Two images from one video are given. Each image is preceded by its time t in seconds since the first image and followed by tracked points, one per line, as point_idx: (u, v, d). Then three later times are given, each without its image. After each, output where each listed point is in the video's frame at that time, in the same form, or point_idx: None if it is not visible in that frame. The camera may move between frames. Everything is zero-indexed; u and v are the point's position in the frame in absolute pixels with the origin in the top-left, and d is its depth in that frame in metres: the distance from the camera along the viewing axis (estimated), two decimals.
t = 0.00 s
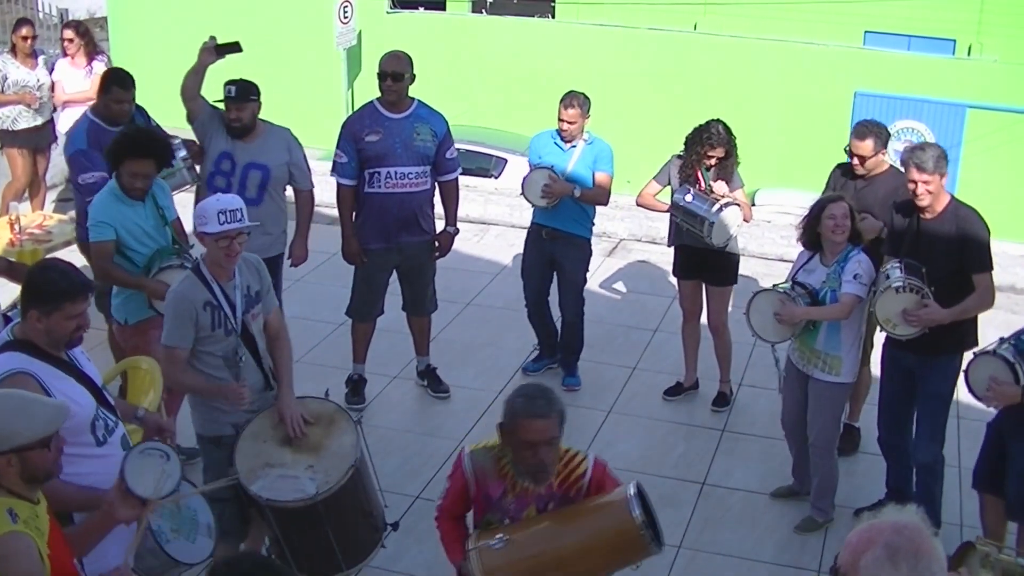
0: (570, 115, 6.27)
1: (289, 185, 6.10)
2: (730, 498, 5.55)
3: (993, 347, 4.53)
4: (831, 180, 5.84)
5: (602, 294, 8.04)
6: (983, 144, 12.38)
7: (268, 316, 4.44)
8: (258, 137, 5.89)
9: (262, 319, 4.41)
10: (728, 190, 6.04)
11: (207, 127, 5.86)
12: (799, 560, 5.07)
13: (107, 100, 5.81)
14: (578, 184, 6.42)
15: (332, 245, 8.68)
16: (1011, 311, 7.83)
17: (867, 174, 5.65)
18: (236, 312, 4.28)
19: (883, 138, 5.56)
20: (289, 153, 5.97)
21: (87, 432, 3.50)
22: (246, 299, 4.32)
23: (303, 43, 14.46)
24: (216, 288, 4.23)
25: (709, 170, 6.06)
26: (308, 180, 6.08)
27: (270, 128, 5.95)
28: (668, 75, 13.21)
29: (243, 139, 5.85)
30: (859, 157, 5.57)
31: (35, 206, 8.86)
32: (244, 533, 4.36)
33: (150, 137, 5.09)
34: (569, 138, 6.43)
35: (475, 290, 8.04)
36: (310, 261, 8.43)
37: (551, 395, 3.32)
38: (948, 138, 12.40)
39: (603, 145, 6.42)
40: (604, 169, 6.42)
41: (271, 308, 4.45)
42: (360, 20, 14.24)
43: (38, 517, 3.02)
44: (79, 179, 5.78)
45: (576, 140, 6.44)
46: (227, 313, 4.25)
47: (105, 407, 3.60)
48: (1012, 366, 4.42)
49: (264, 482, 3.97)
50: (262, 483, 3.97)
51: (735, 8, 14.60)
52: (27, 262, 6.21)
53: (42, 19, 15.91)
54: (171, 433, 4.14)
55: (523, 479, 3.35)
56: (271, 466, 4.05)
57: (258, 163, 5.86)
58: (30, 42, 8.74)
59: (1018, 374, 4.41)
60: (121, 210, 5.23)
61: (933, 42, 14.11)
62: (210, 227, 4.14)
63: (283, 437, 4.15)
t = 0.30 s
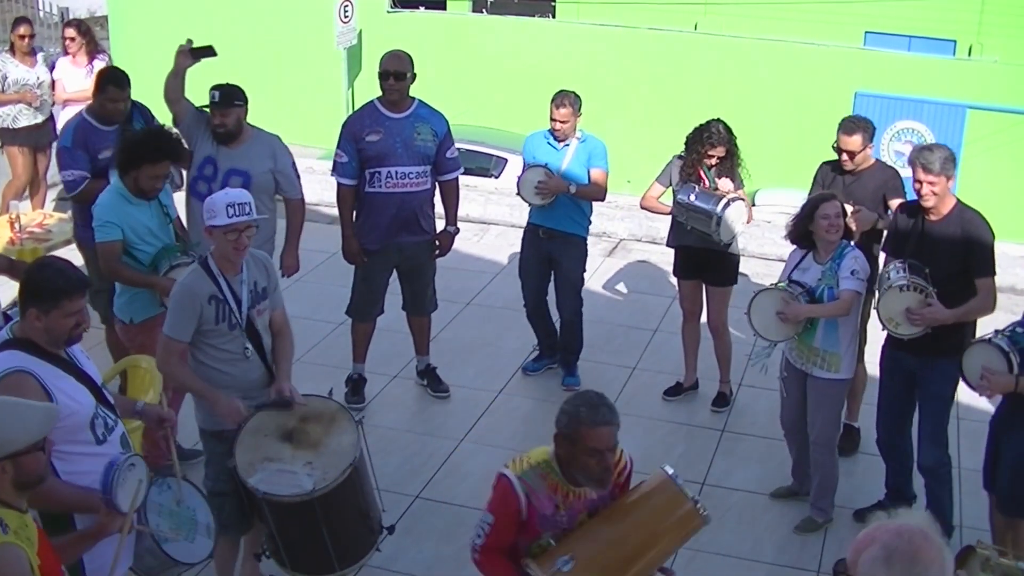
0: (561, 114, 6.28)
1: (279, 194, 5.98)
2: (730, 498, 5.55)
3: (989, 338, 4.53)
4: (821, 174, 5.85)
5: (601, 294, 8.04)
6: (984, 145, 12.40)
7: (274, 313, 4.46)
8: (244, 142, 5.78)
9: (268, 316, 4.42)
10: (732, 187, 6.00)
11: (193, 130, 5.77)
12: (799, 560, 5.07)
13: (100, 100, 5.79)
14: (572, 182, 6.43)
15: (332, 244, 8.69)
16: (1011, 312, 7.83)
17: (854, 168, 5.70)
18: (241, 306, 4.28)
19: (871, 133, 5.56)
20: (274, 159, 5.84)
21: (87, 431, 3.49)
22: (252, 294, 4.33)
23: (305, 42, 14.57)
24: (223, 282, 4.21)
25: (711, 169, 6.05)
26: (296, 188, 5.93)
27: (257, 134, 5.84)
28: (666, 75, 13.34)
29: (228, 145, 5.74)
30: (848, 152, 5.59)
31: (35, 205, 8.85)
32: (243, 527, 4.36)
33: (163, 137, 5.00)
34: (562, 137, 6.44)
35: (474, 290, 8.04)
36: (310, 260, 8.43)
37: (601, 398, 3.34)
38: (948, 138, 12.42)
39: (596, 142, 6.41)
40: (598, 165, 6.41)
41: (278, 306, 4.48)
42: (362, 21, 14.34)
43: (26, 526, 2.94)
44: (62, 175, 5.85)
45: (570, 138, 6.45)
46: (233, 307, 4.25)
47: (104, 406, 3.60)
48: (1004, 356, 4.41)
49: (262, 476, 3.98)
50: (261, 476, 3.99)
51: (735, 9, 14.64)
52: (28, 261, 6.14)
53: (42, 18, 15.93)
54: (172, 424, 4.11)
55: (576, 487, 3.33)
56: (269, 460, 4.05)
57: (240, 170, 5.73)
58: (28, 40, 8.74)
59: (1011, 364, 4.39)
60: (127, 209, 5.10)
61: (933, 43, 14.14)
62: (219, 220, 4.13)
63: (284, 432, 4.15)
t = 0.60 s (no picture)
0: (560, 113, 6.29)
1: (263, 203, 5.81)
2: (729, 499, 5.55)
3: (985, 332, 4.52)
4: (810, 173, 5.86)
5: (601, 294, 8.03)
6: (984, 146, 12.41)
7: (276, 311, 4.45)
8: (233, 145, 5.63)
9: (270, 313, 4.42)
10: (736, 184, 6.00)
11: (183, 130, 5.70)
12: (798, 561, 5.06)
13: (101, 95, 5.81)
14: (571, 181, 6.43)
15: (331, 244, 8.69)
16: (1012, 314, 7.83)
17: (845, 166, 5.68)
18: (243, 303, 4.27)
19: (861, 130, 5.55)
20: (259, 165, 5.68)
21: (84, 430, 3.49)
22: (253, 292, 4.32)
23: (306, 42, 14.59)
24: (225, 279, 4.22)
25: (713, 167, 6.04)
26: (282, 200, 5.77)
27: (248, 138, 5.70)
28: (667, 75, 13.35)
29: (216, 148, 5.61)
30: (839, 149, 5.57)
31: (34, 203, 8.84)
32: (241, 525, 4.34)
33: (168, 140, 4.95)
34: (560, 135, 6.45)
35: (474, 289, 8.03)
36: (309, 259, 8.43)
37: (616, 390, 3.36)
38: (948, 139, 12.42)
39: (594, 141, 6.42)
40: (597, 164, 6.43)
41: (279, 303, 4.46)
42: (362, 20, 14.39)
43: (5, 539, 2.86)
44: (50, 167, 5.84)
45: (568, 137, 6.46)
46: (234, 304, 4.25)
47: (101, 404, 3.59)
48: (999, 349, 4.41)
49: (262, 475, 3.98)
50: (261, 476, 3.98)
51: (736, 9, 14.66)
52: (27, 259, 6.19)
53: (43, 17, 15.93)
54: (172, 418, 4.18)
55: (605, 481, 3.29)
56: (270, 459, 4.06)
57: (222, 173, 5.59)
58: (27, 38, 8.75)
59: (1007, 357, 4.39)
60: (131, 208, 5.10)
61: (933, 44, 14.16)
62: (222, 215, 4.11)
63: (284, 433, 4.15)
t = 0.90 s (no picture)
0: (560, 107, 6.28)
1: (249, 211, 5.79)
2: (729, 498, 5.54)
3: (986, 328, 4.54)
4: (805, 172, 5.85)
5: (601, 294, 8.02)
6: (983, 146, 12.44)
7: (272, 312, 4.46)
8: (219, 151, 5.63)
9: (267, 315, 4.42)
10: (736, 184, 6.00)
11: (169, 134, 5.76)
12: (798, 560, 5.06)
13: (105, 90, 5.84)
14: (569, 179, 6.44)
15: (331, 244, 8.69)
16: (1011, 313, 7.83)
17: (842, 163, 5.69)
18: (242, 307, 4.27)
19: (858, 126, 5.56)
20: (243, 172, 5.66)
21: (82, 431, 3.48)
22: (251, 294, 4.31)
23: (305, 42, 14.57)
24: (222, 283, 4.20)
25: (714, 167, 6.04)
26: (268, 207, 5.72)
27: (235, 142, 5.69)
28: (666, 74, 13.36)
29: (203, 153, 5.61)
30: (836, 145, 5.58)
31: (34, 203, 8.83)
32: (246, 526, 4.35)
33: (169, 138, 4.95)
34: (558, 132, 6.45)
35: (473, 289, 8.03)
36: (309, 260, 8.43)
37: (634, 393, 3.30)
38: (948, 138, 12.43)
39: (592, 136, 6.44)
40: (595, 159, 6.44)
41: (275, 305, 4.47)
42: (361, 21, 14.41)
43: None
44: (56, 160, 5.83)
45: (564, 133, 6.46)
46: (233, 309, 4.24)
47: (99, 405, 3.58)
48: (1000, 344, 4.42)
49: (269, 476, 3.98)
50: (268, 477, 3.97)
51: (734, 9, 14.68)
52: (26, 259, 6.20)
53: (41, 17, 15.92)
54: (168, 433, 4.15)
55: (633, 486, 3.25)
56: (275, 460, 4.05)
57: (204, 179, 5.59)
58: (27, 38, 8.75)
59: (1007, 351, 4.40)
60: (130, 208, 5.09)
61: (933, 43, 14.18)
62: (221, 220, 4.09)
63: (288, 433, 4.16)
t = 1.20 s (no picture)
0: (555, 110, 6.29)
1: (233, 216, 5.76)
2: (727, 498, 5.55)
3: (986, 323, 4.53)
4: (804, 171, 5.84)
5: (601, 294, 8.02)
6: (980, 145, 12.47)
7: (264, 316, 4.46)
8: (201, 156, 5.62)
9: (259, 319, 4.43)
10: (736, 183, 6.01)
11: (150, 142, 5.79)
12: (797, 559, 5.06)
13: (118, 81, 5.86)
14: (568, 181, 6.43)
15: (329, 244, 8.69)
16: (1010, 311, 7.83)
17: (841, 161, 5.69)
18: (236, 312, 4.26)
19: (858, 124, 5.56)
20: (227, 178, 5.66)
21: (81, 431, 3.47)
22: (245, 299, 4.31)
23: (304, 42, 14.58)
24: (216, 289, 4.18)
25: (712, 166, 6.05)
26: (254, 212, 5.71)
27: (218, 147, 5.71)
28: (665, 73, 13.37)
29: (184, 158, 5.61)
30: (836, 143, 5.58)
31: (33, 204, 8.83)
32: (251, 529, 4.35)
33: (168, 140, 4.95)
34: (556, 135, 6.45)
35: (472, 289, 8.03)
36: (308, 260, 8.42)
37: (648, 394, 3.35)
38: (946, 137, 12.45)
39: (591, 140, 6.43)
40: (593, 164, 6.42)
41: (266, 308, 4.47)
42: (360, 20, 14.45)
43: None
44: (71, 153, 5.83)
45: (564, 137, 6.46)
46: (228, 314, 4.22)
47: (97, 405, 3.58)
48: (1001, 340, 4.41)
49: (275, 481, 3.98)
50: (274, 482, 3.98)
51: (732, 9, 14.70)
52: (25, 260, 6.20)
53: (40, 18, 15.92)
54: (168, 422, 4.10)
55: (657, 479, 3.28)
56: (280, 464, 4.04)
57: (187, 186, 5.58)
58: (26, 39, 8.75)
59: (1008, 347, 4.40)
60: (128, 210, 5.09)
61: (931, 42, 14.20)
62: (213, 226, 4.09)
63: (289, 434, 4.11)
